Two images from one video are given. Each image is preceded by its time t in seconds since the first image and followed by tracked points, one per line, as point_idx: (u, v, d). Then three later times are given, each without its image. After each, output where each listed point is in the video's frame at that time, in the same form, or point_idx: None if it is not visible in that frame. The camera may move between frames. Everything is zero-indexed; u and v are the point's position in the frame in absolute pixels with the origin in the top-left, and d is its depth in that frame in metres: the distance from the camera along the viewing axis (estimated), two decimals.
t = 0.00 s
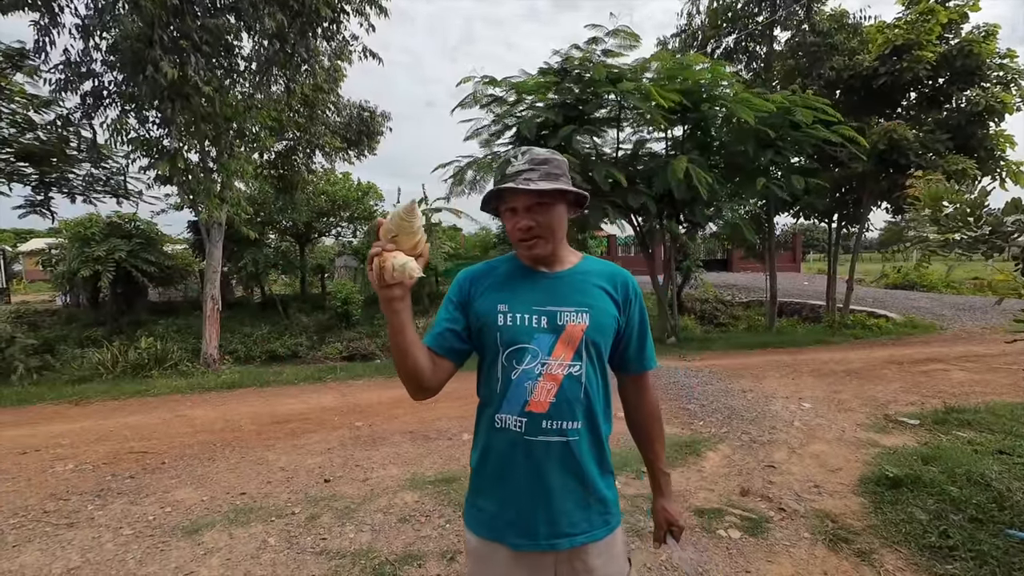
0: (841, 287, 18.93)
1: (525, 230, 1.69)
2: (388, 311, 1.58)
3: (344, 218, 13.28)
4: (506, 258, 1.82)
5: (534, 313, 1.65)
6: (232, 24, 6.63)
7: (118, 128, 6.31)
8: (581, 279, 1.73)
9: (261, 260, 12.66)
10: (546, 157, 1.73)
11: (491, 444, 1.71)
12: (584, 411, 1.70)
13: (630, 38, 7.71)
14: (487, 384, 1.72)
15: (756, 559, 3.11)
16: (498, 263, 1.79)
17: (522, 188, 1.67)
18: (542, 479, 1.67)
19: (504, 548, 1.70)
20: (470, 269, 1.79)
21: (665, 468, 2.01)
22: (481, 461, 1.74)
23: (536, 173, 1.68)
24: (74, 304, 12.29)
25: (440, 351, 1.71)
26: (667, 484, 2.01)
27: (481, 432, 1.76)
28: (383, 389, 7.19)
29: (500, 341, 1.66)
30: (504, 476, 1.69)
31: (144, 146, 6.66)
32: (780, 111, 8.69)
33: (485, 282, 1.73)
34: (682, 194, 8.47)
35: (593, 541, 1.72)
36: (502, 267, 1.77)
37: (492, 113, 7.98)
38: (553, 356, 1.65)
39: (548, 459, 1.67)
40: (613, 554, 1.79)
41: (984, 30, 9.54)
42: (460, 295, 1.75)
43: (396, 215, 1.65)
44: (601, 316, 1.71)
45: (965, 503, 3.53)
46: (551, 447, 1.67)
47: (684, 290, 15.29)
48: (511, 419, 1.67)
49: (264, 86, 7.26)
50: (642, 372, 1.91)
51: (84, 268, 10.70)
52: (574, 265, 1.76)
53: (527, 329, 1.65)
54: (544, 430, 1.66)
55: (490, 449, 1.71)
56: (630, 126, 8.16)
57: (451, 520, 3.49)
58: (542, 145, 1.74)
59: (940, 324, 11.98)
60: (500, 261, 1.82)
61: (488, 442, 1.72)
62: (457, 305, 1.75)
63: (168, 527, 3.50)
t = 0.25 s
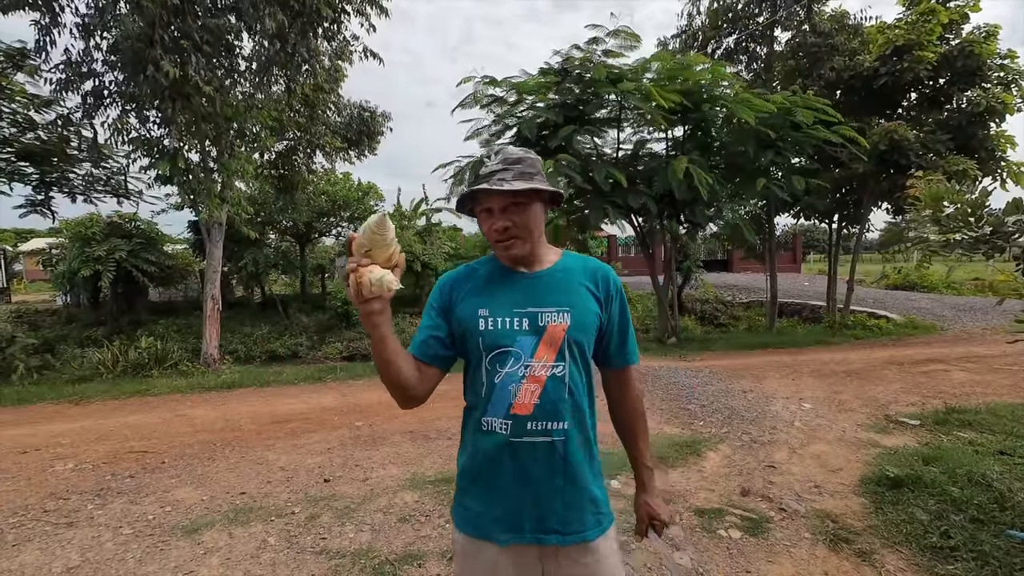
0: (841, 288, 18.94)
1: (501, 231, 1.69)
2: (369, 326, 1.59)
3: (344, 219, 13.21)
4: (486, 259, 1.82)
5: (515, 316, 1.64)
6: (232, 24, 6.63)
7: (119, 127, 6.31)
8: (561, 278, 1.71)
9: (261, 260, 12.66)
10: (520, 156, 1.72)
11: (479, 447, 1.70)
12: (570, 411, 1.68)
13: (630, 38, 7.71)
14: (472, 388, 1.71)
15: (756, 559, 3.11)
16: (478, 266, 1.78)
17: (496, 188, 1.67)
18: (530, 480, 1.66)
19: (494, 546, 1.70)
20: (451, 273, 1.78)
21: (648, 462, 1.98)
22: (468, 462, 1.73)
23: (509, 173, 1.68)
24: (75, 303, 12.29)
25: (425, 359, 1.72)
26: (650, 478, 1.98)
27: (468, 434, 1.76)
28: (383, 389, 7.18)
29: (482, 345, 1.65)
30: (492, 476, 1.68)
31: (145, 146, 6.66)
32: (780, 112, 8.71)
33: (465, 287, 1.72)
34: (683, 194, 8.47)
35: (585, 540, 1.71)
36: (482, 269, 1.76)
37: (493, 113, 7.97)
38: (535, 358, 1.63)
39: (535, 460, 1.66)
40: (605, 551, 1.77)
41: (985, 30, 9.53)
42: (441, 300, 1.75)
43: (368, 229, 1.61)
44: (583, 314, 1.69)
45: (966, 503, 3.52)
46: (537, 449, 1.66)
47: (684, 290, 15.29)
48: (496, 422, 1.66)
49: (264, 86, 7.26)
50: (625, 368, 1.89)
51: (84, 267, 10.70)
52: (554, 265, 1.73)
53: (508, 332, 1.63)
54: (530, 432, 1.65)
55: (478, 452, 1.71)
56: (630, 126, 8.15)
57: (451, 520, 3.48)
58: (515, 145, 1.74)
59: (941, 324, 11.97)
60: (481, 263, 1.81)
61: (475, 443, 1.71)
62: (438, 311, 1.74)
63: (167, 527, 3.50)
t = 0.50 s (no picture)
0: (841, 288, 18.93)
1: (489, 232, 1.65)
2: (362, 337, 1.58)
3: (345, 219, 13.19)
4: (474, 258, 1.78)
5: (512, 318, 1.64)
6: (233, 24, 6.63)
7: (121, 127, 6.31)
8: (555, 277, 1.71)
9: (261, 260, 12.67)
10: (505, 153, 1.68)
11: (483, 451, 1.69)
12: (571, 409, 1.69)
13: (631, 38, 7.70)
14: (472, 392, 1.70)
15: (758, 559, 3.10)
16: (467, 268, 1.76)
17: (483, 188, 1.62)
18: (537, 480, 1.66)
19: (502, 546, 1.69)
20: (439, 278, 1.76)
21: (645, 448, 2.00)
22: (472, 464, 1.72)
23: (496, 172, 1.64)
24: (75, 304, 12.27)
25: (420, 366, 1.71)
26: (649, 463, 1.99)
27: (469, 436, 1.74)
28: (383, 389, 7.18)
29: (480, 351, 1.64)
30: (497, 478, 1.67)
31: (146, 146, 6.65)
32: (780, 112, 8.72)
33: (456, 292, 1.71)
34: (683, 194, 8.46)
35: (593, 531, 1.74)
36: (472, 271, 1.73)
37: (493, 113, 7.96)
38: (535, 359, 1.64)
39: (541, 461, 1.66)
40: (610, 540, 1.79)
41: (985, 30, 9.53)
42: (433, 306, 1.72)
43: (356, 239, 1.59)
44: (579, 313, 1.70)
45: (968, 503, 3.52)
46: (542, 449, 1.66)
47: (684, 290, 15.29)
48: (500, 425, 1.65)
49: (265, 86, 7.25)
50: (620, 360, 1.91)
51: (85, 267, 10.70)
52: (544, 261, 1.73)
53: (505, 336, 1.63)
54: (534, 432, 1.65)
55: (482, 456, 1.69)
56: (630, 126, 8.15)
57: (452, 520, 3.48)
58: (500, 141, 1.69)
59: (942, 324, 11.96)
60: (468, 263, 1.78)
61: (478, 446, 1.71)
62: (431, 318, 1.72)
63: (168, 526, 3.49)
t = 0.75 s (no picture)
0: (840, 287, 18.94)
1: (491, 237, 1.59)
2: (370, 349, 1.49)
3: (344, 218, 13.19)
4: (476, 259, 1.74)
5: (527, 320, 1.63)
6: (233, 23, 6.61)
7: (120, 126, 6.30)
8: (567, 276, 1.71)
9: (261, 260, 12.67)
10: (511, 155, 1.61)
11: (501, 453, 1.68)
12: (586, 405, 1.72)
13: (631, 38, 7.70)
14: (487, 395, 1.68)
15: (757, 559, 3.10)
16: (473, 270, 1.72)
17: (486, 194, 1.56)
18: (557, 478, 1.68)
19: (521, 545, 1.69)
20: (444, 280, 1.71)
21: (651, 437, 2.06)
22: (488, 464, 1.72)
23: (500, 177, 1.58)
24: (73, 303, 12.25)
25: (431, 374, 1.65)
26: (656, 453, 2.06)
27: (484, 436, 1.74)
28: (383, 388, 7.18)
29: (496, 355, 1.62)
30: (516, 478, 1.67)
31: (145, 146, 6.64)
32: (780, 111, 8.72)
33: (466, 294, 1.67)
34: (683, 194, 8.46)
35: (608, 520, 1.78)
36: (479, 274, 1.70)
37: (493, 113, 7.95)
38: (552, 360, 1.64)
39: (561, 459, 1.68)
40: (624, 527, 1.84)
41: (985, 30, 9.52)
42: (441, 311, 1.68)
43: (349, 249, 1.45)
44: (590, 311, 1.72)
45: (967, 503, 3.52)
46: (561, 447, 1.67)
47: (684, 290, 15.30)
48: (519, 427, 1.65)
49: (265, 85, 7.23)
50: (624, 352, 1.95)
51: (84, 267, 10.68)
52: (551, 260, 1.72)
53: (521, 338, 1.61)
54: (554, 431, 1.66)
55: (500, 458, 1.68)
56: (630, 126, 8.15)
57: (452, 520, 3.48)
58: (505, 142, 1.62)
59: (941, 324, 11.96)
60: (471, 265, 1.73)
61: (494, 447, 1.70)
62: (440, 323, 1.68)
63: (168, 526, 3.49)
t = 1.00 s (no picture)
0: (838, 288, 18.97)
1: (526, 231, 1.67)
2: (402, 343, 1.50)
3: (343, 217, 13.17)
4: (512, 255, 1.79)
5: (558, 320, 1.64)
6: (231, 21, 6.60)
7: (117, 125, 6.28)
8: (598, 280, 1.73)
9: (259, 259, 12.62)
10: (555, 155, 1.69)
11: (522, 453, 1.67)
12: (610, 410, 1.73)
13: (629, 38, 7.70)
14: (511, 393, 1.68)
15: (752, 558, 3.11)
16: (507, 267, 1.74)
17: (527, 188, 1.65)
18: (577, 481, 1.67)
19: (538, 547, 1.69)
20: (477, 275, 1.72)
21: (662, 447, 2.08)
22: (507, 465, 1.71)
23: (541, 174, 1.66)
24: (70, 302, 12.20)
25: (459, 368, 1.66)
26: (666, 462, 2.08)
27: (505, 437, 1.73)
28: (380, 388, 7.18)
29: (525, 352, 1.63)
30: (536, 481, 1.67)
31: (143, 144, 6.62)
32: (779, 111, 8.70)
33: (498, 290, 1.68)
34: (681, 194, 8.46)
35: (623, 527, 1.78)
36: (513, 271, 1.72)
37: (491, 112, 7.94)
38: (579, 361, 1.65)
39: (582, 462, 1.67)
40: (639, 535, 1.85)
41: (982, 31, 9.54)
42: (473, 305, 1.69)
43: (367, 249, 1.44)
44: (619, 316, 1.73)
45: (961, 502, 3.53)
46: (583, 450, 1.67)
47: (682, 290, 15.31)
48: (541, 427, 1.65)
49: (263, 84, 7.21)
50: (646, 361, 1.95)
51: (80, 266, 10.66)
52: (585, 262, 1.75)
53: (551, 337, 1.62)
54: (576, 434, 1.66)
55: (521, 458, 1.68)
56: (628, 126, 8.16)
57: (448, 519, 3.48)
58: (552, 142, 1.71)
59: (938, 324, 11.98)
60: (507, 259, 1.79)
61: (515, 448, 1.69)
62: (471, 317, 1.69)
63: (164, 526, 3.49)
